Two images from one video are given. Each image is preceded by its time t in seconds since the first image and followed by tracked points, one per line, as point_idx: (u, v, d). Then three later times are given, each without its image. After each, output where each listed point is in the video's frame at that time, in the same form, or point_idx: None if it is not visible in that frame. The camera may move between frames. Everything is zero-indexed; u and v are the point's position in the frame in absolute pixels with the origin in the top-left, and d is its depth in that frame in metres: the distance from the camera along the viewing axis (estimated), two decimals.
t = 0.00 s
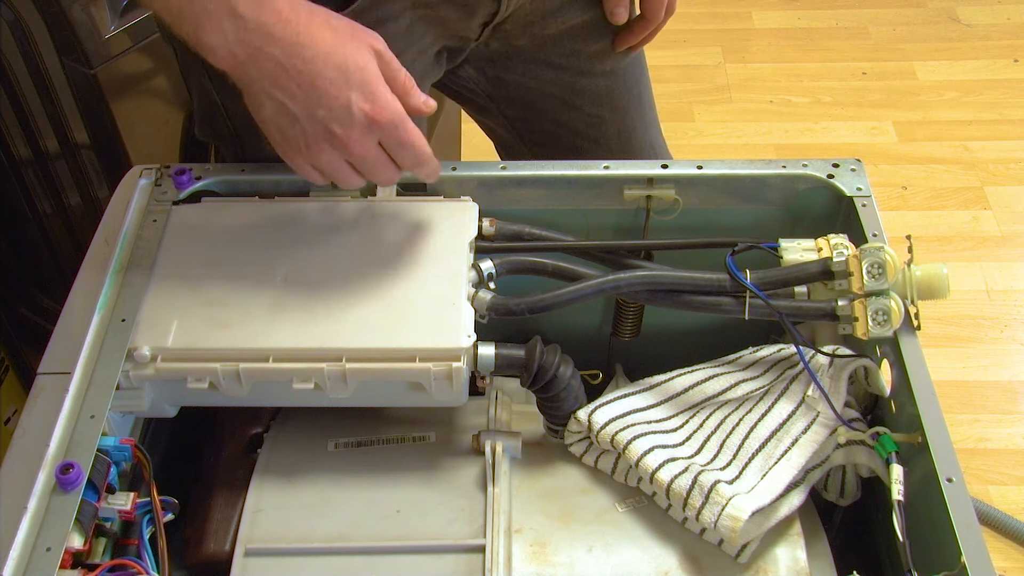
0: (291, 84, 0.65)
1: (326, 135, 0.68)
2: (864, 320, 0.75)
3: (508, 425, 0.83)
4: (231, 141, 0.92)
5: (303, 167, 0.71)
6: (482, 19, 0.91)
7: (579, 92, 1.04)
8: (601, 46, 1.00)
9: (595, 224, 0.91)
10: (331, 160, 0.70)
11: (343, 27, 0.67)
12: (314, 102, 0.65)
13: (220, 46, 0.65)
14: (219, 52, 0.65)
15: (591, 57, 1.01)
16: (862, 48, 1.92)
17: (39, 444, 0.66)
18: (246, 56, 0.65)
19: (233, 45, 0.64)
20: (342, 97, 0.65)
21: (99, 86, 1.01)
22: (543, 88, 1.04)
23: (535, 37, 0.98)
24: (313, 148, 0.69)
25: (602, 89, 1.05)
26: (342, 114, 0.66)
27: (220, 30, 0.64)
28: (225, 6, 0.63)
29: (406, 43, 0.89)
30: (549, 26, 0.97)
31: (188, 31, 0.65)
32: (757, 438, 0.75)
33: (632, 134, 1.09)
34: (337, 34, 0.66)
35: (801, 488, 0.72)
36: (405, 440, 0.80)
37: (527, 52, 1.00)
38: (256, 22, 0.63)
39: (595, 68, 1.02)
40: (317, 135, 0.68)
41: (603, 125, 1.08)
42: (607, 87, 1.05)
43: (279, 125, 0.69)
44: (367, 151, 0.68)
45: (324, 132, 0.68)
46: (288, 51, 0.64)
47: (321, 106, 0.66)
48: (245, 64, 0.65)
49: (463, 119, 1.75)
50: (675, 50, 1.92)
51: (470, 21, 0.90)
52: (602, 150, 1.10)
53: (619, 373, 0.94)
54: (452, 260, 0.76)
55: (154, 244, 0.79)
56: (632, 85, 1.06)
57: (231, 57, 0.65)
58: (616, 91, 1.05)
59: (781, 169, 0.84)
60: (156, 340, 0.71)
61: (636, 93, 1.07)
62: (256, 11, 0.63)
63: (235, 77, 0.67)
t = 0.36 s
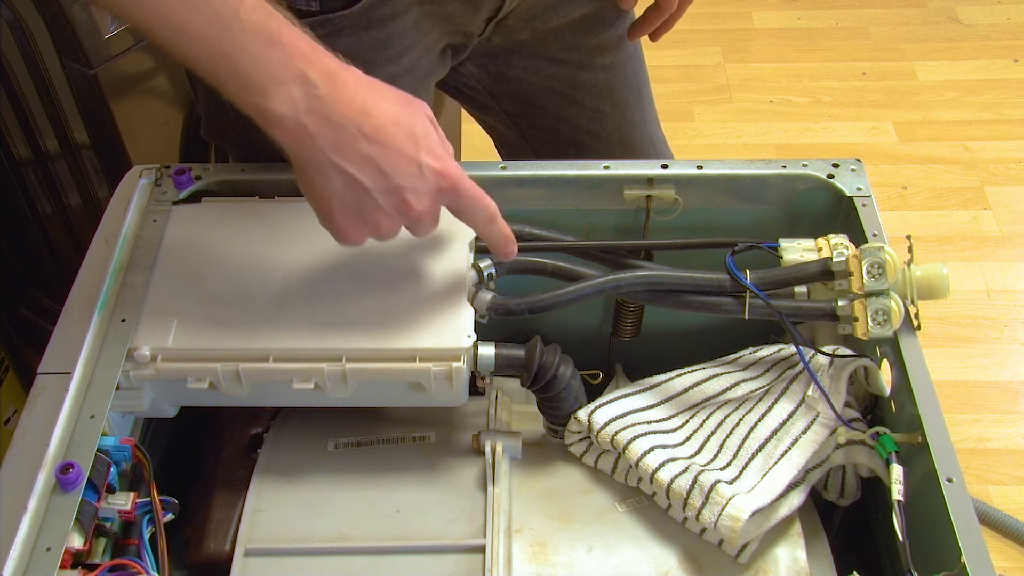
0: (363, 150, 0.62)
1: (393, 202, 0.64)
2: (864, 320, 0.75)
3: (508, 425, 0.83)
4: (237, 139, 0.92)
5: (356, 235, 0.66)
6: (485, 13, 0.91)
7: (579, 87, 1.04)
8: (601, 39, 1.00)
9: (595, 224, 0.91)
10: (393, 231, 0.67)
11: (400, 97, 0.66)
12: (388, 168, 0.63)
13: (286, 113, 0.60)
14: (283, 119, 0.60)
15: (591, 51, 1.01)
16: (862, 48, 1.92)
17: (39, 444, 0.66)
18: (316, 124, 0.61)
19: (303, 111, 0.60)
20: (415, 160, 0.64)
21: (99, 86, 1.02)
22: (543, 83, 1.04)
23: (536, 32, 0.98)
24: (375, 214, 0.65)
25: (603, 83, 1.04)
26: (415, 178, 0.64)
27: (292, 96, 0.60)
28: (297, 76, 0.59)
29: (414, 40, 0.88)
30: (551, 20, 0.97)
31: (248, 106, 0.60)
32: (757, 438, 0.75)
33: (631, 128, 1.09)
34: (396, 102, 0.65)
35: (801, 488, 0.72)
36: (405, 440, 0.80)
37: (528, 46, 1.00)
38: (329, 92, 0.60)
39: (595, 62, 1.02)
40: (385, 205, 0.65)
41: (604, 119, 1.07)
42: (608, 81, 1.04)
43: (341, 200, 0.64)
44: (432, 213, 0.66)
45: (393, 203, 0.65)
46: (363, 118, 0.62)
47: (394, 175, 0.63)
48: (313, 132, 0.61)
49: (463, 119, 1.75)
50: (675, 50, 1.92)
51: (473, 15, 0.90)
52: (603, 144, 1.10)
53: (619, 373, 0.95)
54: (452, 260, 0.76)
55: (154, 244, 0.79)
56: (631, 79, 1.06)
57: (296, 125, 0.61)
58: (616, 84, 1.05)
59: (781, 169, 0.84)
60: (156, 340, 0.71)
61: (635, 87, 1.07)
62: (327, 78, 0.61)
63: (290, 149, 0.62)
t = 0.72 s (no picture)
0: (444, 177, 0.64)
1: (471, 225, 0.67)
2: (864, 319, 0.75)
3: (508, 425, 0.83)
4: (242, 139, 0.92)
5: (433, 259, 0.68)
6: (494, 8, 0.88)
7: (580, 80, 1.04)
8: (601, 31, 1.00)
9: (595, 224, 0.91)
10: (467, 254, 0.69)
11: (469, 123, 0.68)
12: (467, 194, 0.65)
13: (368, 146, 0.61)
14: (365, 152, 0.61)
15: (592, 44, 1.01)
16: (862, 48, 1.92)
17: (39, 444, 0.66)
18: (398, 155, 0.62)
19: (386, 143, 0.61)
20: (492, 184, 0.66)
21: (99, 86, 1.02)
22: (545, 78, 1.04)
23: (540, 25, 0.97)
24: (453, 238, 0.67)
25: (603, 76, 1.05)
26: (492, 202, 0.66)
27: (373, 128, 0.60)
28: (381, 109, 0.60)
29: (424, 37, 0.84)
30: (554, 13, 0.95)
31: (331, 141, 0.60)
32: (757, 438, 0.75)
33: (631, 120, 1.10)
34: (468, 129, 0.67)
35: (801, 488, 0.72)
36: (405, 440, 0.80)
37: (530, 41, 0.99)
38: (411, 123, 0.62)
39: (596, 55, 1.02)
40: (464, 229, 0.67)
41: (605, 111, 1.08)
42: (607, 73, 1.05)
43: (421, 228, 0.66)
44: (509, 235, 0.69)
45: (472, 226, 0.67)
46: (443, 146, 0.63)
47: (475, 199, 0.65)
48: (395, 163, 0.62)
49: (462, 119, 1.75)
50: (675, 50, 1.92)
51: (483, 12, 0.87)
52: (602, 137, 1.10)
53: (619, 373, 0.95)
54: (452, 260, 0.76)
55: (154, 244, 0.79)
56: (629, 70, 1.07)
57: (378, 157, 0.61)
58: (616, 76, 1.06)
59: (781, 169, 0.84)
60: (156, 340, 0.71)
61: (633, 78, 1.08)
62: (407, 109, 0.62)
63: (368, 181, 0.63)
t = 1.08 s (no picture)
0: (517, 204, 0.55)
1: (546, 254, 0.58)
2: (864, 320, 0.75)
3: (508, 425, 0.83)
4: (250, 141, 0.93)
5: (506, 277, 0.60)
6: (500, 6, 0.86)
7: (580, 76, 1.04)
8: (601, 25, 0.99)
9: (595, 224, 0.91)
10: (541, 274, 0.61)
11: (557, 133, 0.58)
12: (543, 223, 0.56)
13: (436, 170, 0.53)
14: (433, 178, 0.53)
15: (591, 39, 1.00)
16: (862, 48, 1.92)
17: (39, 443, 0.67)
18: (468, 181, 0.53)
19: (452, 168, 0.53)
20: (574, 212, 0.56)
21: (99, 86, 1.02)
22: (545, 74, 1.03)
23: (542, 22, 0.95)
24: (529, 263, 0.59)
25: (602, 71, 1.04)
26: (570, 232, 0.57)
27: (441, 156, 0.52)
28: (449, 130, 0.52)
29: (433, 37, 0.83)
30: (556, 9, 0.93)
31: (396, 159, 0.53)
32: (757, 438, 0.75)
33: (629, 115, 1.11)
34: (551, 144, 0.57)
35: (801, 488, 0.72)
36: (405, 440, 0.80)
37: (531, 37, 0.98)
38: (483, 148, 0.53)
39: (595, 50, 1.02)
40: (538, 255, 0.58)
41: (603, 107, 1.08)
42: (606, 69, 1.04)
43: (494, 248, 0.58)
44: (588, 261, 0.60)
45: (546, 256, 0.58)
46: (520, 171, 0.54)
47: (551, 230, 0.56)
48: (464, 188, 0.54)
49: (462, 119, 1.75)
50: (675, 50, 1.92)
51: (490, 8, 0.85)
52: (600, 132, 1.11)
53: (619, 373, 0.95)
54: (452, 259, 0.76)
55: (154, 245, 0.79)
56: (628, 63, 1.07)
57: (445, 182, 0.54)
58: (614, 71, 1.05)
59: (781, 169, 0.84)
60: (156, 341, 0.71)
61: (632, 72, 1.08)
62: (479, 130, 0.53)
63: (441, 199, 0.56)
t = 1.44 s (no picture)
0: (633, 255, 0.57)
1: (650, 296, 0.61)
2: (864, 320, 0.74)
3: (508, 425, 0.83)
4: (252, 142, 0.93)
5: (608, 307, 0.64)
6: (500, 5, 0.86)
7: (578, 72, 1.03)
8: (600, 21, 1.00)
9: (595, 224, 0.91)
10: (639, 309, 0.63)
11: (677, 180, 0.60)
12: (653, 272, 0.59)
13: (557, 218, 0.56)
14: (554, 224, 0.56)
15: (591, 35, 1.00)
16: (862, 48, 1.92)
17: (39, 444, 0.67)
18: (588, 230, 0.56)
19: (574, 217, 0.55)
20: (686, 264, 0.59)
21: (99, 85, 1.02)
22: (545, 71, 1.01)
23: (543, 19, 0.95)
24: (635, 301, 0.62)
25: (600, 67, 1.04)
26: (679, 281, 0.60)
27: (563, 207, 0.55)
28: (580, 184, 0.54)
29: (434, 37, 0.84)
30: (557, 6, 0.94)
31: (518, 201, 0.56)
32: (757, 438, 0.75)
33: (626, 111, 1.10)
34: (674, 193, 0.58)
35: (801, 488, 0.72)
36: (404, 440, 0.80)
37: (531, 34, 0.97)
38: (608, 200, 0.55)
39: (594, 46, 1.01)
40: (643, 295, 0.61)
41: (602, 103, 1.07)
42: (605, 65, 1.04)
43: (600, 284, 0.61)
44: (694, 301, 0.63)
45: (650, 297, 0.61)
46: (641, 226, 0.56)
47: (659, 277, 0.59)
48: (583, 237, 0.56)
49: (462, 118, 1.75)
50: (675, 50, 1.92)
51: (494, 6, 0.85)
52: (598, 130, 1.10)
53: (619, 373, 0.95)
54: (451, 259, 0.76)
55: (154, 244, 0.79)
56: (624, 59, 1.07)
57: (566, 229, 0.56)
58: (612, 67, 1.05)
59: (781, 169, 0.85)
60: (156, 341, 0.71)
61: (629, 69, 1.08)
62: (608, 185, 0.55)
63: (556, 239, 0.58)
